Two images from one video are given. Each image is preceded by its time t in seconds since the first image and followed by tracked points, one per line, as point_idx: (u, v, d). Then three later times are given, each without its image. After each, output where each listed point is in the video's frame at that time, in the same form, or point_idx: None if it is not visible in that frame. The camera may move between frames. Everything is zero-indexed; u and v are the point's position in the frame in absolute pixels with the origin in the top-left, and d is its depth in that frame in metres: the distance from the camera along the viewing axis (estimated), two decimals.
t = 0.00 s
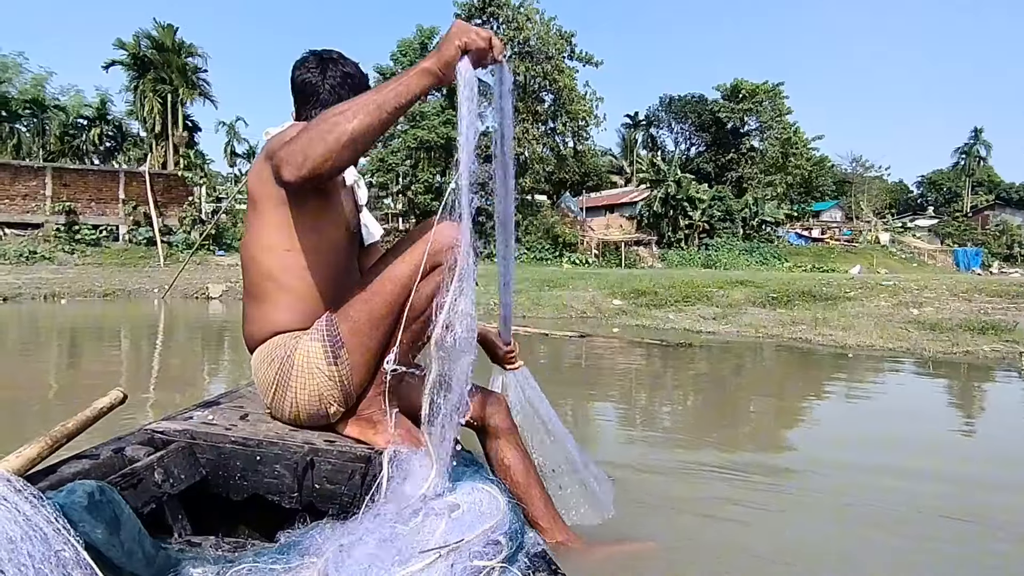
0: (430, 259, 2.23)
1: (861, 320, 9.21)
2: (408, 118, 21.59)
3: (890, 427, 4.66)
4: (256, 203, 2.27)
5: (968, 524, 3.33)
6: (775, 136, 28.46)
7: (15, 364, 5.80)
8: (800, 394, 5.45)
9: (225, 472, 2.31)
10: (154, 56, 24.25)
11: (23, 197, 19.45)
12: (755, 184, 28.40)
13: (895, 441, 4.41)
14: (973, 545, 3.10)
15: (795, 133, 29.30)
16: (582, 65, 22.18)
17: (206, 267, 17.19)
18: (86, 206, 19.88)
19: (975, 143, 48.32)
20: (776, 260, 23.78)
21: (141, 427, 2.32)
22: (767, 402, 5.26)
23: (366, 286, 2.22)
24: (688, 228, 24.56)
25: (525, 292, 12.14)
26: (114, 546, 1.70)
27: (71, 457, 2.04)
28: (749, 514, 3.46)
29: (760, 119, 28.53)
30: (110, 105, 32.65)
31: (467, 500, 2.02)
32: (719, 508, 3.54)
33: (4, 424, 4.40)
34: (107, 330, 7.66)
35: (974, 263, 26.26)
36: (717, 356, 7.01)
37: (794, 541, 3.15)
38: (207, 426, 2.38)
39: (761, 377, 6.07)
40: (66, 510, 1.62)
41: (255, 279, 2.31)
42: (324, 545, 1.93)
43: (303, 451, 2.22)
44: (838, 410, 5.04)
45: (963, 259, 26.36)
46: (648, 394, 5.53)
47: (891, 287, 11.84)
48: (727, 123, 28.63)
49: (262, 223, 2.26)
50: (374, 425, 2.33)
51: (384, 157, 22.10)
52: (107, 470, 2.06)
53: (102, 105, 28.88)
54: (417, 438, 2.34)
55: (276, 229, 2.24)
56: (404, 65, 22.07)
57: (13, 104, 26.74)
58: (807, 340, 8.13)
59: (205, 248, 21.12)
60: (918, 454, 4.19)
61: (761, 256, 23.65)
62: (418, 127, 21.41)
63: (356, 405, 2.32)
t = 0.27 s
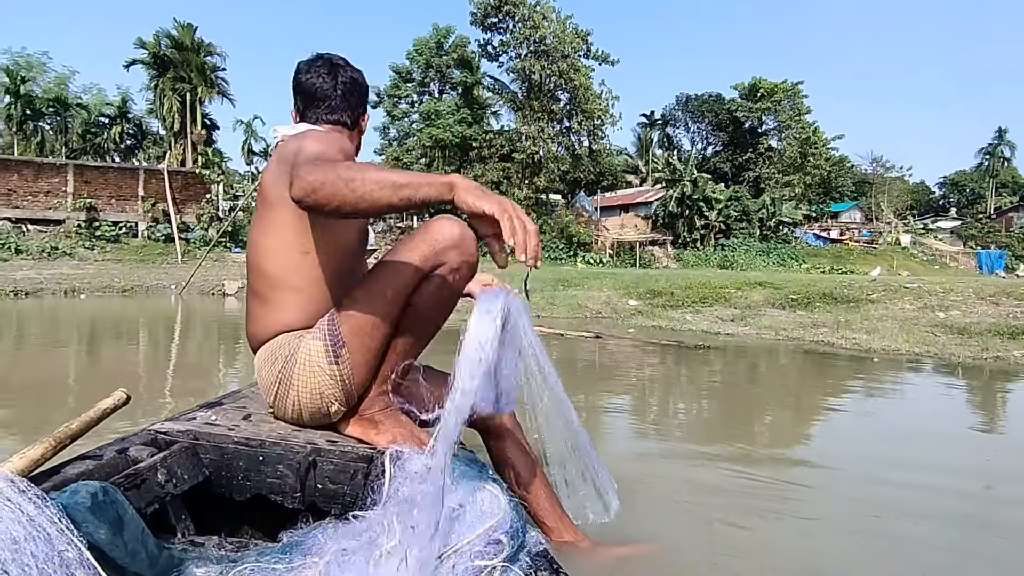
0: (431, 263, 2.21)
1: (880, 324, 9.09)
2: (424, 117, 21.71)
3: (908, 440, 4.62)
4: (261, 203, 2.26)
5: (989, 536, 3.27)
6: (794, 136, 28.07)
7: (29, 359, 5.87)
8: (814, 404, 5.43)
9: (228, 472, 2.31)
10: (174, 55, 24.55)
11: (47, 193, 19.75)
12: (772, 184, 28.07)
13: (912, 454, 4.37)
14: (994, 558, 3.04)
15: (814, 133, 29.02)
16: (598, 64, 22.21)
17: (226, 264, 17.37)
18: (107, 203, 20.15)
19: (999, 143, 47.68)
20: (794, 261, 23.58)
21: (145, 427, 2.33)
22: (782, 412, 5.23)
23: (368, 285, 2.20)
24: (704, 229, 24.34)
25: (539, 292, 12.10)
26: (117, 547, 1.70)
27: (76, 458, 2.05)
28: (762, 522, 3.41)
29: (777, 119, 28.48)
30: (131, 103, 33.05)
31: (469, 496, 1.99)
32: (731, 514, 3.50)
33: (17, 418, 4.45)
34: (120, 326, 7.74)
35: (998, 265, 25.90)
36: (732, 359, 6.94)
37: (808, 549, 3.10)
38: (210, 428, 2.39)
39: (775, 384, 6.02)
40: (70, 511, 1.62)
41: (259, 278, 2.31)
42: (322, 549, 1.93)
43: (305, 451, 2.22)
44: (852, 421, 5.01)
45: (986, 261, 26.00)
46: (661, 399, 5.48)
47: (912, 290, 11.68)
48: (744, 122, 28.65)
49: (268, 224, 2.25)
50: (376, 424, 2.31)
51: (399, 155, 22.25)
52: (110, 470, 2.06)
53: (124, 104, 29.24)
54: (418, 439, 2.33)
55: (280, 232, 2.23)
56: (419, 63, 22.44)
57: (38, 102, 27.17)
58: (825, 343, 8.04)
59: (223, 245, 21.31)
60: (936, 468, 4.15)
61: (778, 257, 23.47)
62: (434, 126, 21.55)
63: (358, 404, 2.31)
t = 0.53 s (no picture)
0: (438, 262, 2.21)
1: (899, 327, 8.97)
2: (437, 117, 21.76)
3: (927, 442, 4.57)
4: (265, 204, 2.28)
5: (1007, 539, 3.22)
6: (810, 136, 27.82)
7: (42, 355, 5.93)
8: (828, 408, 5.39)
9: (229, 471, 2.31)
10: (190, 55, 24.77)
11: (65, 192, 19.95)
12: (788, 184, 27.79)
13: (931, 457, 4.33)
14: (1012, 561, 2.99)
15: (830, 133, 28.73)
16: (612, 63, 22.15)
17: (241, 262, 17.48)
18: (123, 202, 20.35)
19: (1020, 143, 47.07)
20: (809, 263, 23.40)
21: (146, 426, 2.33)
22: (797, 415, 5.18)
23: (375, 286, 2.20)
24: (718, 230, 24.20)
25: (552, 293, 12.07)
26: (117, 545, 1.67)
27: (77, 457, 2.05)
28: (777, 526, 3.35)
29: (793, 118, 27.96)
30: (149, 103, 33.38)
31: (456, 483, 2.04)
32: (745, 516, 3.46)
33: (29, 413, 4.49)
34: (133, 323, 7.79)
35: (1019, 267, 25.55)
36: (747, 362, 6.87)
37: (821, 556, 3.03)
38: (212, 426, 2.39)
39: (790, 386, 5.96)
40: (71, 508, 1.60)
41: (262, 282, 2.30)
42: (321, 545, 1.94)
43: (306, 451, 2.21)
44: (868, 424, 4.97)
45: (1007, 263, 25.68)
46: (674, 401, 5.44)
47: (933, 293, 11.51)
48: (758, 121, 28.54)
49: (275, 223, 2.25)
50: (378, 424, 2.31)
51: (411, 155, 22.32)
52: (111, 469, 2.06)
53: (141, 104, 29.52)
54: (420, 439, 2.33)
55: (289, 231, 2.23)
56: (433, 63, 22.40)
57: (58, 102, 27.50)
58: (844, 346, 7.95)
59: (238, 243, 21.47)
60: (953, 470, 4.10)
61: (793, 258, 23.31)
62: (446, 125, 21.62)
63: (362, 403, 2.30)
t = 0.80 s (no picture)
0: (435, 261, 2.21)
1: (914, 328, 8.87)
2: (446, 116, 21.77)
3: (940, 448, 4.53)
4: (256, 200, 2.27)
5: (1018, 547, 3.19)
6: (823, 134, 27.53)
7: (52, 353, 5.97)
8: (840, 409, 5.34)
9: (226, 469, 2.32)
10: (201, 55, 24.91)
11: (77, 191, 20.09)
12: (799, 183, 27.56)
13: (943, 462, 4.30)
14: None
15: (843, 130, 28.48)
16: (622, 61, 22.09)
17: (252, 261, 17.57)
18: (135, 201, 20.49)
19: None
20: (821, 262, 23.23)
21: (144, 424, 2.34)
22: (808, 417, 5.15)
23: (373, 284, 2.20)
24: (729, 229, 24.01)
25: (562, 292, 12.04)
26: (113, 543, 1.70)
27: (73, 455, 2.05)
28: (785, 530, 3.33)
29: (806, 116, 27.92)
30: (161, 102, 33.59)
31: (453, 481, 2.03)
32: (752, 521, 3.43)
33: (38, 409, 4.52)
34: (143, 322, 7.84)
35: None
36: (757, 362, 6.83)
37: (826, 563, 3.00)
38: (209, 424, 2.39)
39: (801, 387, 5.92)
40: (66, 507, 1.61)
41: (255, 280, 2.30)
42: (318, 546, 1.95)
43: (304, 449, 2.21)
44: (879, 428, 4.93)
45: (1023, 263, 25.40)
46: (683, 402, 5.41)
47: (950, 293, 11.37)
48: (770, 119, 28.40)
49: (265, 218, 2.25)
50: (375, 422, 2.31)
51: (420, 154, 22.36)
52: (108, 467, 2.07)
53: (154, 104, 29.71)
54: (417, 439, 2.34)
55: (282, 228, 2.24)
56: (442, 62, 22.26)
57: (72, 102, 27.72)
58: (859, 348, 7.87)
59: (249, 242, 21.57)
60: (967, 477, 4.05)
61: (805, 258, 23.16)
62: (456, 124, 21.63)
63: (360, 402, 2.30)
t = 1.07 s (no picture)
0: (423, 261, 2.19)
1: (921, 330, 8.83)
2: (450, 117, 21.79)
3: (948, 449, 4.50)
4: (244, 197, 2.28)
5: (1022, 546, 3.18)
6: (828, 135, 27.49)
7: (54, 353, 5.98)
8: (845, 410, 5.32)
9: (218, 470, 2.30)
10: (205, 55, 24.96)
11: (81, 191, 20.14)
12: (804, 183, 27.52)
13: (950, 461, 4.28)
14: None
15: (848, 131, 28.40)
16: (626, 62, 22.08)
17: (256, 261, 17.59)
18: (138, 201, 20.54)
19: None
20: (826, 264, 23.21)
21: (135, 426, 2.33)
22: (813, 417, 5.14)
23: (358, 284, 2.19)
24: (733, 230, 23.97)
25: (566, 293, 12.03)
26: (102, 545, 1.70)
27: (63, 457, 2.06)
28: (787, 534, 3.31)
29: (811, 117, 27.90)
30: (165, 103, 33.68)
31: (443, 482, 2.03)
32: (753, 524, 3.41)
33: (39, 409, 4.53)
34: (146, 322, 7.85)
35: None
36: (762, 364, 6.80)
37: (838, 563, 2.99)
38: (201, 426, 2.38)
39: (806, 389, 5.89)
40: (55, 510, 1.62)
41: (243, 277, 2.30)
42: (308, 547, 1.94)
43: (295, 450, 2.21)
44: (885, 428, 4.90)
45: None
46: (686, 404, 5.39)
47: (958, 295, 11.31)
48: (775, 120, 28.38)
49: (247, 217, 2.27)
50: (367, 423, 2.32)
51: (424, 154, 22.38)
52: (97, 470, 2.07)
53: (158, 105, 29.80)
54: (410, 439, 2.34)
55: (261, 227, 2.25)
56: (445, 63, 22.26)
57: (77, 103, 27.81)
58: (865, 351, 7.84)
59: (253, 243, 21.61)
60: (974, 476, 4.02)
61: (810, 260, 23.14)
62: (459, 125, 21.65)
63: (351, 403, 2.31)
